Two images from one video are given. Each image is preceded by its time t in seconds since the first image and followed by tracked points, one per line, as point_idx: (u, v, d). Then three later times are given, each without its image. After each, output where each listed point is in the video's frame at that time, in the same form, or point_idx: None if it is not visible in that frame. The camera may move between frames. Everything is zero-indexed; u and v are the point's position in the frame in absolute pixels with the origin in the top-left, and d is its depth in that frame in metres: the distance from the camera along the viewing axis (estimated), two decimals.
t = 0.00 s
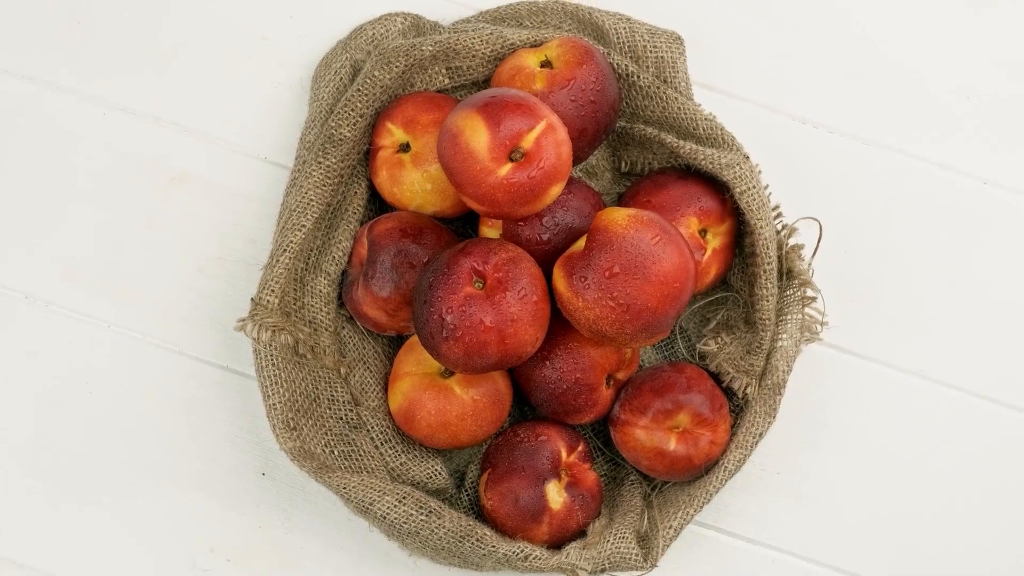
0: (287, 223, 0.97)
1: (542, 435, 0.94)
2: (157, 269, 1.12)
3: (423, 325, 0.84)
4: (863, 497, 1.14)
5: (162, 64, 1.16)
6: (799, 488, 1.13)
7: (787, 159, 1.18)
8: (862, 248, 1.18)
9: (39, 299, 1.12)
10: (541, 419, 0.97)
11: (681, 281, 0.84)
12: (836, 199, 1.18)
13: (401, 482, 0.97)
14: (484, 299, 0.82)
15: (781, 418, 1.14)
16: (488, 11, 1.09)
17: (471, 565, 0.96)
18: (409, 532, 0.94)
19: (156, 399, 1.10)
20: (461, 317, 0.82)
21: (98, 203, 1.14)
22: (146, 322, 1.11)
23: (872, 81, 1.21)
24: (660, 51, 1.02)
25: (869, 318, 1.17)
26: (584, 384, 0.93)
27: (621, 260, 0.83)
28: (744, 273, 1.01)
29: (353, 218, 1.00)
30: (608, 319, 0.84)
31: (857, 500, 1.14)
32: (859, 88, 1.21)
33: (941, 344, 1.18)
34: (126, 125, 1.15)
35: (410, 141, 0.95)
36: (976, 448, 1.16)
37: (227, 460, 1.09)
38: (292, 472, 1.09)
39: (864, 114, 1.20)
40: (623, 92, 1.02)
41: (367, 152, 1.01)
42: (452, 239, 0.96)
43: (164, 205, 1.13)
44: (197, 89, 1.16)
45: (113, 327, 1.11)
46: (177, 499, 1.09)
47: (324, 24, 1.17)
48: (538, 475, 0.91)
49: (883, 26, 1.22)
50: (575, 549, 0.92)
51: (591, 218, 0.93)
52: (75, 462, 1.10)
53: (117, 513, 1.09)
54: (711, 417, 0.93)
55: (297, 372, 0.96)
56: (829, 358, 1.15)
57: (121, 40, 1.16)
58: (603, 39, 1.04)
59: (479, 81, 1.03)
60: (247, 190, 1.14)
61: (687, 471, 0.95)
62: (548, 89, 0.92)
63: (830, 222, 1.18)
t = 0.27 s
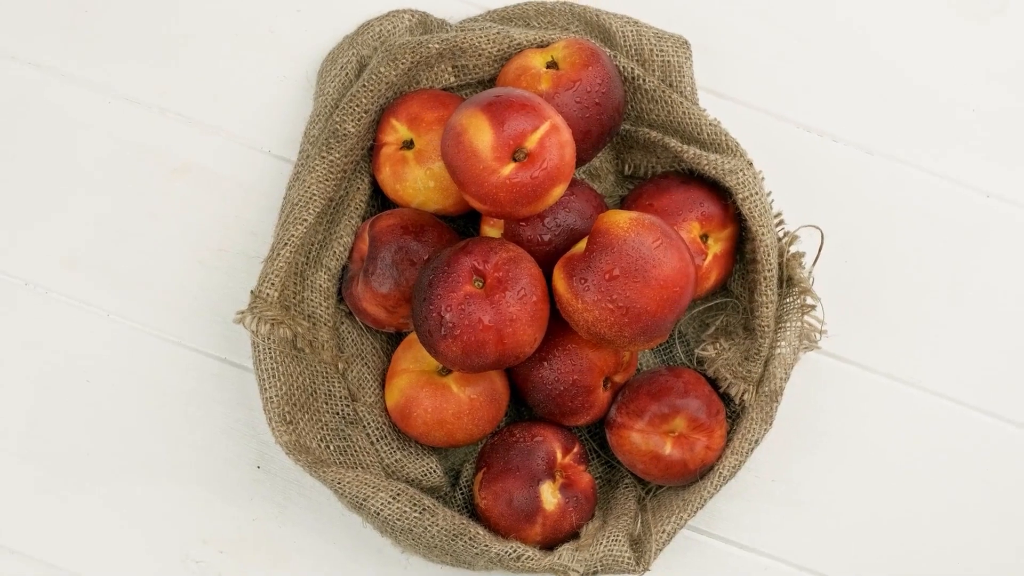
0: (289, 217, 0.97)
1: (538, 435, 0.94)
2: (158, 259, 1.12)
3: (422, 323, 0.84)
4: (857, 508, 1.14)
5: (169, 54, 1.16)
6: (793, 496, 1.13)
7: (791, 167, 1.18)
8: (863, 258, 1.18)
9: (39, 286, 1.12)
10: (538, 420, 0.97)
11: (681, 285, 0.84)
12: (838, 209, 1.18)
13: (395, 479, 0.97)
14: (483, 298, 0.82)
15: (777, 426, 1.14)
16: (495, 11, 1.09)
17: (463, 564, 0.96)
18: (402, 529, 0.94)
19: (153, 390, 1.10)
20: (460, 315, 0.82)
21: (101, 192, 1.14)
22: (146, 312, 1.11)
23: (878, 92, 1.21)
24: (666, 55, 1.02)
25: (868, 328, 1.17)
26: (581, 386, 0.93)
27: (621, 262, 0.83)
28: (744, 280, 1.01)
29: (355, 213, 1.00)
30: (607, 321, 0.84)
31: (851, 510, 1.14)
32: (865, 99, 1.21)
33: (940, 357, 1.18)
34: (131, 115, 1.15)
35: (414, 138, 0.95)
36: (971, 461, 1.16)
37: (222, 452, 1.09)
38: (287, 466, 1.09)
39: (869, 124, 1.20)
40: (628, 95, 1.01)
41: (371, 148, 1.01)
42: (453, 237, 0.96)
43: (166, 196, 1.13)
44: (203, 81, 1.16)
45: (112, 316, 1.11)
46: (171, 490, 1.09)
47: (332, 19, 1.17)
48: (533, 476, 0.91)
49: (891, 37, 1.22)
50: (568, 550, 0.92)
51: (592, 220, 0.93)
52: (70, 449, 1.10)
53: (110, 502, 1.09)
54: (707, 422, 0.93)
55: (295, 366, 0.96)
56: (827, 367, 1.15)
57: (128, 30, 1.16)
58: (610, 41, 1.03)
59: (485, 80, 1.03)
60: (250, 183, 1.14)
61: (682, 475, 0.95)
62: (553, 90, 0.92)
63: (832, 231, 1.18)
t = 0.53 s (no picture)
0: (291, 210, 0.97)
1: (534, 436, 0.94)
2: (159, 249, 1.12)
3: (421, 320, 0.84)
4: (851, 517, 1.14)
5: (175, 44, 1.16)
6: (788, 504, 1.13)
7: (794, 175, 1.18)
8: (864, 268, 1.18)
9: (40, 273, 1.12)
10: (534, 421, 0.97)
11: (681, 289, 0.84)
12: (840, 218, 1.18)
13: (390, 475, 0.97)
14: (482, 297, 0.82)
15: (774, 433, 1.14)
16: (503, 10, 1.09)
17: (455, 562, 0.96)
18: (395, 526, 0.94)
19: (151, 379, 1.10)
20: (459, 314, 0.82)
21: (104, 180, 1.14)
22: (145, 302, 1.11)
23: (884, 103, 1.21)
24: (673, 59, 1.02)
25: (867, 339, 1.17)
26: (578, 387, 0.93)
27: (622, 265, 0.83)
28: (744, 286, 1.01)
29: (357, 209, 1.00)
30: (605, 324, 0.84)
31: (845, 520, 1.14)
32: (870, 109, 1.21)
33: (938, 369, 1.18)
34: (136, 104, 1.15)
35: (418, 136, 0.95)
36: (966, 474, 1.16)
37: (217, 444, 1.09)
38: (282, 460, 1.09)
39: (874, 134, 1.20)
40: (634, 98, 1.01)
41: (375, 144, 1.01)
42: (455, 236, 0.96)
43: (169, 186, 1.13)
44: (208, 72, 1.16)
45: (111, 305, 1.11)
46: (165, 480, 1.09)
47: (340, 14, 1.17)
48: (527, 476, 0.91)
49: (900, 48, 1.22)
50: (560, 552, 0.92)
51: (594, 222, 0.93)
52: (66, 437, 1.10)
53: (104, 490, 1.10)
54: (703, 427, 0.93)
55: (292, 359, 0.96)
56: (825, 376, 1.15)
57: (135, 19, 1.16)
58: (617, 44, 1.03)
59: (491, 80, 1.03)
60: (253, 175, 1.14)
61: (677, 480, 0.95)
62: (558, 91, 0.92)
63: (833, 240, 1.18)
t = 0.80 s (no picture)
0: (293, 204, 0.97)
1: (530, 436, 0.94)
2: (160, 240, 1.12)
3: (420, 317, 0.84)
4: (845, 526, 1.14)
5: (181, 35, 1.16)
6: (781, 511, 1.13)
7: (797, 183, 1.18)
8: (864, 277, 1.18)
9: (40, 261, 1.12)
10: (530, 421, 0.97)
11: (681, 293, 0.84)
12: (842, 227, 1.18)
13: (385, 472, 0.97)
14: (482, 296, 0.82)
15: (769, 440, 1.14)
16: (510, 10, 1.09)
17: (448, 560, 0.96)
18: (389, 522, 0.94)
19: (148, 370, 1.10)
20: (458, 312, 0.82)
21: (106, 169, 1.14)
22: (145, 292, 1.11)
23: (888, 112, 1.21)
24: (679, 64, 1.02)
25: (865, 348, 1.17)
26: (575, 389, 0.93)
27: (622, 267, 0.83)
28: (744, 292, 1.01)
29: (359, 205, 1.00)
30: (604, 326, 0.84)
31: (839, 528, 1.14)
32: (874, 119, 1.21)
33: (936, 380, 1.17)
34: (141, 94, 1.15)
35: (422, 133, 0.95)
36: (960, 486, 1.16)
37: (213, 436, 1.09)
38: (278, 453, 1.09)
39: (877, 144, 1.20)
40: (639, 101, 1.01)
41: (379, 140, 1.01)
42: (456, 234, 0.96)
43: (172, 177, 1.13)
44: (214, 64, 1.16)
45: (111, 294, 1.11)
46: (160, 471, 1.09)
47: (347, 9, 1.17)
48: (522, 476, 0.91)
49: (907, 59, 1.21)
50: (553, 552, 0.92)
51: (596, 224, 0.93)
52: (62, 425, 1.10)
53: (99, 479, 1.10)
54: (699, 432, 0.93)
55: (291, 353, 0.96)
56: (822, 384, 1.15)
57: (141, 8, 1.16)
58: (623, 46, 1.03)
59: (496, 79, 1.03)
60: (256, 169, 1.14)
61: (672, 484, 0.95)
62: (563, 92, 0.92)
63: (834, 249, 1.18)
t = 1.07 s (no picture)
0: (295, 198, 0.97)
1: (525, 436, 0.94)
2: (162, 230, 1.12)
3: (419, 314, 0.84)
4: (839, 535, 1.14)
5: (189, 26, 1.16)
6: (775, 519, 1.13)
7: (800, 191, 1.18)
8: (865, 287, 1.18)
9: (41, 248, 1.12)
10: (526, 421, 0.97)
11: (680, 298, 0.84)
12: (844, 236, 1.18)
13: (379, 468, 0.97)
14: (481, 295, 0.82)
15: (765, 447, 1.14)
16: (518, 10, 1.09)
17: (440, 558, 0.96)
18: (382, 519, 0.94)
19: (146, 360, 1.10)
20: (457, 310, 0.82)
21: (110, 158, 1.14)
22: (145, 281, 1.11)
23: (893, 123, 1.21)
24: (685, 68, 1.02)
25: (864, 358, 1.17)
26: (571, 390, 0.93)
27: (622, 270, 0.83)
28: (744, 298, 1.01)
29: (361, 200, 1.00)
30: (603, 328, 0.84)
31: (833, 538, 1.14)
32: (879, 129, 1.21)
33: (933, 392, 1.17)
34: (147, 84, 1.15)
35: (426, 131, 0.95)
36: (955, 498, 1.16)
37: (210, 428, 1.09)
38: (273, 446, 1.09)
39: (881, 154, 1.20)
40: (644, 105, 1.01)
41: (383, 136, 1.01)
42: (457, 232, 0.96)
43: (175, 168, 1.13)
44: (221, 56, 1.16)
45: (111, 283, 1.11)
46: (156, 461, 1.10)
47: (355, 5, 1.17)
48: (516, 476, 0.91)
49: (914, 70, 1.21)
50: (545, 553, 0.92)
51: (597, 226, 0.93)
52: (59, 412, 1.10)
53: (94, 468, 1.10)
54: (695, 437, 0.93)
55: (289, 347, 0.96)
56: (820, 393, 1.15)
57: None
58: (630, 50, 1.03)
59: (502, 78, 1.03)
60: (260, 162, 1.14)
61: (666, 488, 0.95)
62: (568, 94, 0.92)
63: (836, 258, 1.18)
